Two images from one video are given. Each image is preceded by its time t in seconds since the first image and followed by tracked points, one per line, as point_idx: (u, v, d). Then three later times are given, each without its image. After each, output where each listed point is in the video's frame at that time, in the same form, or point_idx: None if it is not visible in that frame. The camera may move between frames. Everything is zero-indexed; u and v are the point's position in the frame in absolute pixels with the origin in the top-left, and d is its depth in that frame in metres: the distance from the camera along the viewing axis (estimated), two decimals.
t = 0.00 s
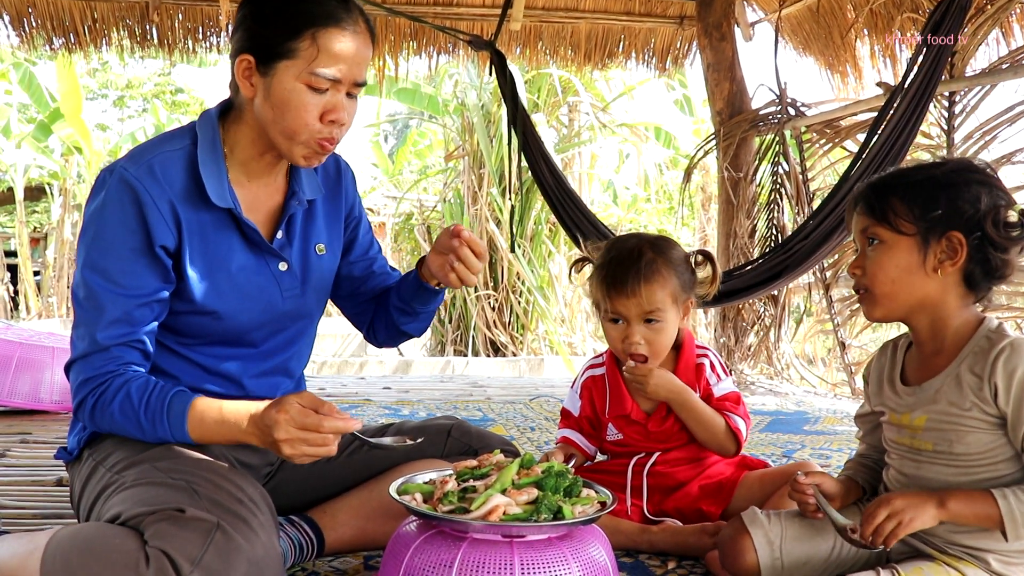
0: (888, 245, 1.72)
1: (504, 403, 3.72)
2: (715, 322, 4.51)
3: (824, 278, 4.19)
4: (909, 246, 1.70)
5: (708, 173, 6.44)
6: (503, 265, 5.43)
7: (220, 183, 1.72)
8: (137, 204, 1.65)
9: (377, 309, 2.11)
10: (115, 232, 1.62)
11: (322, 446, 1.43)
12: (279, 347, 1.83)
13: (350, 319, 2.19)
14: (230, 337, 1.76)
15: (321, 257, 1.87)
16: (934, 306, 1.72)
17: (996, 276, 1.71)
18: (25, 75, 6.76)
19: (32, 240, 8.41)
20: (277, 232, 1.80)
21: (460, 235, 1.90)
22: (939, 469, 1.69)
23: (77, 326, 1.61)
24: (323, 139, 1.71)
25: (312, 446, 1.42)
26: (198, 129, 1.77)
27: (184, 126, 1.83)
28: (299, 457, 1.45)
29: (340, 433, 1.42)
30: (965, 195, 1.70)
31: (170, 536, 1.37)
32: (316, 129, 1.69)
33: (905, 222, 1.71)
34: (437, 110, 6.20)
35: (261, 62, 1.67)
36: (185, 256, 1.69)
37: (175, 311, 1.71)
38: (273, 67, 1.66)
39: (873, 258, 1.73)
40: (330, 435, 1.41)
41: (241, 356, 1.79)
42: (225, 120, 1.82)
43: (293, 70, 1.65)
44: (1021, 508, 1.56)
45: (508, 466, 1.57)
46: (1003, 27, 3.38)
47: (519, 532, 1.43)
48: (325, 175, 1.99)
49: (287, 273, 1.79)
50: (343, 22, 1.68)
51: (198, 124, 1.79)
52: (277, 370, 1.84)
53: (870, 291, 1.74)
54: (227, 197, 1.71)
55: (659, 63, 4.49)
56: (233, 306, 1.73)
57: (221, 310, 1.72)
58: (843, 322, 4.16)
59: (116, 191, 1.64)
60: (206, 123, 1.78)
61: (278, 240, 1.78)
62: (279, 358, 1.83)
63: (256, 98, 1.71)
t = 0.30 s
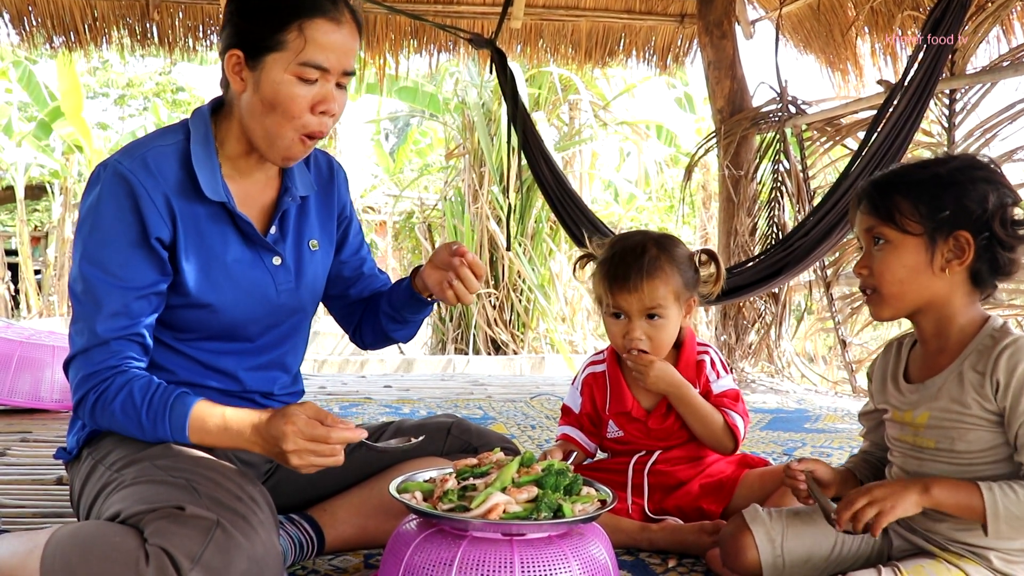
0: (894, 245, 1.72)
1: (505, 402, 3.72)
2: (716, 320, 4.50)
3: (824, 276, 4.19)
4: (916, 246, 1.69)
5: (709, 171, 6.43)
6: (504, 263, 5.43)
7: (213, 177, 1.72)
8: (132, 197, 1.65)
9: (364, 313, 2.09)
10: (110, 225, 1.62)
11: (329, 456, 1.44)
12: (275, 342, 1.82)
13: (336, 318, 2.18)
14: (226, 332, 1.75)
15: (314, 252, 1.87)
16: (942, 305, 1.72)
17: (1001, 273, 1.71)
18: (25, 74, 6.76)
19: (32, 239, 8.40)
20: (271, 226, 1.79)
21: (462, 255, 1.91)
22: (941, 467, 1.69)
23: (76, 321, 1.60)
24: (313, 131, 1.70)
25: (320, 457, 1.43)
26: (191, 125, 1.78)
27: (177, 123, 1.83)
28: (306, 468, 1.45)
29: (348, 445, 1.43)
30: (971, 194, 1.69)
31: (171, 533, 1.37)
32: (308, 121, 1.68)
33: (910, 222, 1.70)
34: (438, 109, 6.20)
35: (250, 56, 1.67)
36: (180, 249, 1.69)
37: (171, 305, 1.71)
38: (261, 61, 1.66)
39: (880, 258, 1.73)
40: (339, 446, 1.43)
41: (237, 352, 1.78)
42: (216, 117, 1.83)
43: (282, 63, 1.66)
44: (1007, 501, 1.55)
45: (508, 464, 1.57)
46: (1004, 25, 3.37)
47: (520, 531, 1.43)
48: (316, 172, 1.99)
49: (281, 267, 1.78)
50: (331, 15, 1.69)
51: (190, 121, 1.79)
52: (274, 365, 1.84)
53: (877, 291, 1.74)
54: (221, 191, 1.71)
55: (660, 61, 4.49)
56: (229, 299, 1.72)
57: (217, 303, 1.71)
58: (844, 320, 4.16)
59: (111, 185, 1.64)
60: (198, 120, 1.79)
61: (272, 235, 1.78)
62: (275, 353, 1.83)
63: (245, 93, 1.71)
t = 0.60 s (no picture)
0: (900, 242, 1.72)
1: (505, 400, 3.72)
2: (717, 319, 4.50)
3: (825, 275, 4.19)
4: (923, 243, 1.69)
5: (710, 169, 6.43)
6: (504, 262, 5.43)
7: (205, 172, 1.72)
8: (126, 192, 1.65)
9: (354, 311, 2.08)
10: (104, 220, 1.62)
11: (331, 462, 1.44)
12: (271, 337, 1.82)
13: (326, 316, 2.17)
14: (221, 327, 1.75)
15: (307, 247, 1.86)
16: (947, 304, 1.71)
17: (1007, 268, 1.70)
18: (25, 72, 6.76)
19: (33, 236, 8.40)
20: (262, 221, 1.79)
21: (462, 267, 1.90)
22: (941, 464, 1.69)
23: (71, 317, 1.60)
24: (300, 123, 1.70)
25: (322, 462, 1.43)
26: (181, 121, 1.78)
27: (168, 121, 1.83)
28: (308, 474, 1.46)
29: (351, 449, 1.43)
30: (977, 190, 1.69)
31: (170, 530, 1.37)
32: (294, 113, 1.69)
33: (917, 218, 1.70)
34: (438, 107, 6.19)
35: (236, 49, 1.67)
36: (174, 244, 1.69)
37: (166, 301, 1.70)
38: (247, 55, 1.66)
39: (886, 255, 1.73)
40: (340, 451, 1.43)
41: (233, 347, 1.77)
42: (207, 113, 1.83)
43: (268, 55, 1.66)
44: (985, 493, 1.55)
45: (509, 463, 1.57)
46: (1005, 24, 3.37)
47: (520, 530, 1.43)
48: (306, 168, 1.99)
49: (274, 261, 1.77)
50: (315, 8, 1.69)
51: (181, 118, 1.79)
52: (269, 360, 1.83)
53: (884, 287, 1.73)
54: (212, 185, 1.71)
55: (660, 60, 4.49)
56: (223, 294, 1.72)
57: (211, 298, 1.71)
58: (845, 319, 4.16)
59: (104, 180, 1.64)
60: (189, 116, 1.79)
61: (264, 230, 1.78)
62: (270, 349, 1.82)
63: (233, 87, 1.71)
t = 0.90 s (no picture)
0: (903, 234, 1.72)
1: (505, 399, 3.72)
2: (717, 317, 4.49)
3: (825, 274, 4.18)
4: (926, 235, 1.69)
5: (710, 168, 6.43)
6: (504, 260, 5.43)
7: (195, 168, 1.72)
8: (117, 189, 1.65)
9: (349, 310, 2.08)
10: (96, 216, 1.62)
11: (336, 463, 1.44)
12: (265, 334, 1.81)
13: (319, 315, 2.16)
14: (215, 324, 1.74)
15: (300, 244, 1.86)
16: (949, 300, 1.71)
17: (1011, 267, 1.70)
18: (25, 70, 6.76)
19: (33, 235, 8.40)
20: (254, 218, 1.79)
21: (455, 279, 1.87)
22: (943, 463, 1.69)
23: (67, 314, 1.60)
24: (288, 121, 1.70)
25: (326, 464, 1.43)
26: (171, 119, 1.78)
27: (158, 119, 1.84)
28: (312, 475, 1.46)
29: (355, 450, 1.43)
30: (981, 185, 1.69)
31: (171, 528, 1.37)
32: (281, 109, 1.69)
33: (920, 211, 1.70)
34: (438, 105, 6.18)
35: (222, 47, 1.67)
36: (166, 240, 1.69)
37: (160, 297, 1.70)
38: (233, 51, 1.67)
39: (888, 247, 1.73)
40: (344, 452, 1.43)
41: (228, 344, 1.77)
42: (196, 112, 1.83)
43: (253, 52, 1.66)
44: (1000, 498, 1.55)
45: (509, 461, 1.57)
46: (1006, 23, 3.37)
47: (521, 528, 1.43)
48: (299, 166, 1.99)
49: (266, 258, 1.77)
50: (299, 4, 1.68)
51: (170, 115, 1.79)
52: (264, 356, 1.83)
53: (885, 279, 1.73)
54: (202, 181, 1.71)
55: (661, 59, 4.48)
56: (216, 290, 1.72)
57: (203, 294, 1.71)
58: (845, 318, 4.16)
59: (95, 176, 1.64)
60: (179, 114, 1.79)
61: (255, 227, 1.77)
62: (265, 346, 1.82)
63: (222, 85, 1.71)
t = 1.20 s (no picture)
0: (909, 232, 1.71)
1: (505, 398, 3.73)
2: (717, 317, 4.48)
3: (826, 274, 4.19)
4: (933, 234, 1.69)
5: (710, 168, 6.42)
6: (504, 260, 5.43)
7: (187, 165, 1.72)
8: (110, 185, 1.66)
9: (342, 309, 2.06)
10: (90, 213, 1.63)
11: (337, 462, 1.45)
12: (260, 331, 1.81)
13: (315, 317, 2.14)
14: (211, 321, 1.74)
15: (295, 241, 1.86)
16: (953, 300, 1.71)
17: (1015, 268, 1.70)
18: (25, 69, 6.76)
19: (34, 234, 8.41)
20: (248, 216, 1.79)
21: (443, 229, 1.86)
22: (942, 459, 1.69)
23: (63, 311, 1.60)
24: (272, 119, 1.70)
25: (328, 463, 1.43)
26: (163, 118, 1.79)
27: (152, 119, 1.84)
28: (313, 475, 1.46)
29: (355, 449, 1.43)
30: (990, 187, 1.69)
31: (172, 527, 1.37)
32: (267, 107, 1.68)
33: (928, 209, 1.70)
34: (438, 104, 6.19)
35: (210, 46, 1.68)
36: (159, 236, 1.69)
37: (155, 294, 1.70)
38: (219, 50, 1.67)
39: (894, 244, 1.72)
40: (345, 451, 1.43)
41: (222, 341, 1.77)
42: (188, 112, 1.83)
43: (237, 51, 1.66)
44: (980, 454, 1.53)
45: (510, 461, 1.57)
46: (1007, 22, 3.37)
47: (522, 528, 1.43)
48: (295, 165, 1.98)
49: (260, 255, 1.77)
50: (284, 2, 1.69)
51: (162, 115, 1.80)
52: (261, 354, 1.82)
53: (891, 278, 1.73)
54: (194, 178, 1.71)
55: (661, 58, 4.47)
56: (210, 286, 1.72)
57: (197, 290, 1.71)
58: (846, 317, 4.16)
59: (88, 174, 1.65)
60: (171, 114, 1.79)
61: (249, 224, 1.77)
62: (261, 344, 1.81)
63: (209, 83, 1.72)
